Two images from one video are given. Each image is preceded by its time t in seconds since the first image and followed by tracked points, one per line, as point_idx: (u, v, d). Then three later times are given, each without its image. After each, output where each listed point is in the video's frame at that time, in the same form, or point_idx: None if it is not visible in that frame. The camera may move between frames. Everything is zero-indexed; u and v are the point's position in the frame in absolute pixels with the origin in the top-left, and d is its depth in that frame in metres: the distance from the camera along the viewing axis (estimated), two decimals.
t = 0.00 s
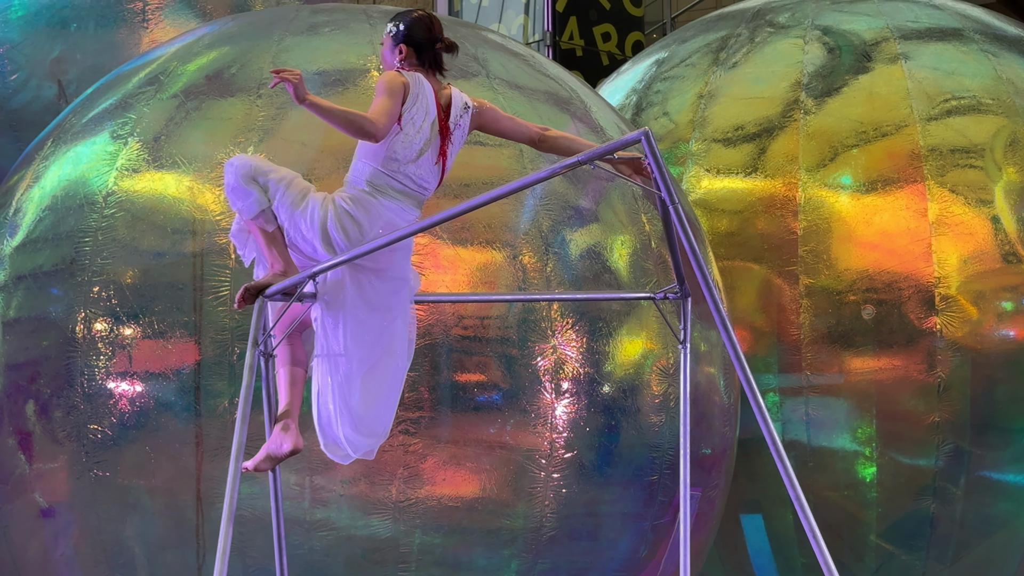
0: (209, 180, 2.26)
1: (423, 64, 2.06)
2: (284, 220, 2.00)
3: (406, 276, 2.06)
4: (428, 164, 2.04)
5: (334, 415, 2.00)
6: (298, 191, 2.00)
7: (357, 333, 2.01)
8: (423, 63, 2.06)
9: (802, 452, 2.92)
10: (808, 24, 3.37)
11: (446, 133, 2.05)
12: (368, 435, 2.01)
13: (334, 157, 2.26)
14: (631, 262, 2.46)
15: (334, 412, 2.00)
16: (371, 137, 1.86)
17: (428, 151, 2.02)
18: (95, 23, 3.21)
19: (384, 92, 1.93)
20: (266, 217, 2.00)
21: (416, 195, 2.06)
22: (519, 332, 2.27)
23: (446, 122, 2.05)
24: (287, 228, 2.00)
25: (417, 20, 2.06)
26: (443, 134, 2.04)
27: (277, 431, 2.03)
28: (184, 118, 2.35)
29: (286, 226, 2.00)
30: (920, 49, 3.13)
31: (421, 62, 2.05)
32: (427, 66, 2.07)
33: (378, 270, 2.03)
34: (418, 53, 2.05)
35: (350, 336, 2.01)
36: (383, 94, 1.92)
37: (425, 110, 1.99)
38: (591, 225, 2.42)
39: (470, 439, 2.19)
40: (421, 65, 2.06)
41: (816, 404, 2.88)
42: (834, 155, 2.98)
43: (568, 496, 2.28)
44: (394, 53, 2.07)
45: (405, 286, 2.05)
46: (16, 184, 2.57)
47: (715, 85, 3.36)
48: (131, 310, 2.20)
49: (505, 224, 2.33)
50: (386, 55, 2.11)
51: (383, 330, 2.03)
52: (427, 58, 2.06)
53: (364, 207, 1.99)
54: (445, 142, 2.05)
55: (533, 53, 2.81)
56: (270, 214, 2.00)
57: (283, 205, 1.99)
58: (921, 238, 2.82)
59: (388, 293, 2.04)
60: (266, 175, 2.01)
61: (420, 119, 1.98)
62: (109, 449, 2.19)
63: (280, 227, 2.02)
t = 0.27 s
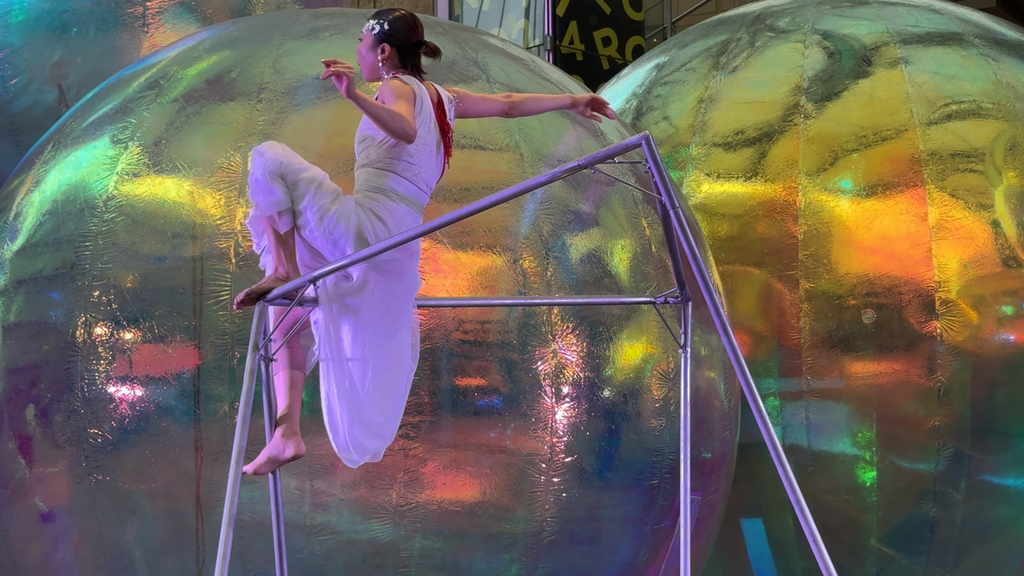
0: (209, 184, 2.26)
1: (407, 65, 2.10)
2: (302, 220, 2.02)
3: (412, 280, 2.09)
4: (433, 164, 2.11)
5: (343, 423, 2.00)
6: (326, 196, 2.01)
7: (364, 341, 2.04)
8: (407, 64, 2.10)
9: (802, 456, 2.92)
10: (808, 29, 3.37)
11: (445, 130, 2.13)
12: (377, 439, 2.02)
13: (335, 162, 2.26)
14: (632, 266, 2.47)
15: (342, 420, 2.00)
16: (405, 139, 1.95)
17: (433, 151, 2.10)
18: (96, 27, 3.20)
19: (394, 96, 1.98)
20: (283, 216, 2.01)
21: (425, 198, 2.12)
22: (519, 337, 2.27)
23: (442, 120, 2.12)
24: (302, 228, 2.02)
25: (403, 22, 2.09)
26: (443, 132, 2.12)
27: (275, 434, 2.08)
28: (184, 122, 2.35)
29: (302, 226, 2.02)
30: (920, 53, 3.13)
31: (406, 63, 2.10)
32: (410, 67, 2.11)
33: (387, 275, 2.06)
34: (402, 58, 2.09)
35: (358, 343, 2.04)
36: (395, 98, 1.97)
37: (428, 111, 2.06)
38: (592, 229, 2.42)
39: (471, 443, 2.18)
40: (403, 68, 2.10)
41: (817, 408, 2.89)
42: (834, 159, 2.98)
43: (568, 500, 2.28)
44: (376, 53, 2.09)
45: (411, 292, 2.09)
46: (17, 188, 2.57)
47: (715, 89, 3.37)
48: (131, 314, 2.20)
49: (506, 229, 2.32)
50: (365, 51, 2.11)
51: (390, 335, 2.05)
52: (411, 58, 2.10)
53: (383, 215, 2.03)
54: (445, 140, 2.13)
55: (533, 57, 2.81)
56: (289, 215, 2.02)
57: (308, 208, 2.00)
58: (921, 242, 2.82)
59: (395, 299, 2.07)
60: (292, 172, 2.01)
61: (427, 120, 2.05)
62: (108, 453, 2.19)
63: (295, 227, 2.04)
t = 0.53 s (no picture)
0: (209, 187, 2.26)
1: (396, 70, 2.18)
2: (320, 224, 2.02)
3: (418, 285, 2.11)
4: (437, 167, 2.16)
5: (344, 425, 2.00)
6: (349, 199, 2.00)
7: (368, 343, 2.05)
8: (397, 70, 2.19)
9: (801, 459, 2.92)
10: (808, 32, 3.37)
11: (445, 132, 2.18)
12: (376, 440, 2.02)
13: (335, 164, 2.26)
14: (632, 269, 2.47)
15: (343, 420, 2.00)
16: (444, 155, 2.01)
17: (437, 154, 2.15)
18: (96, 30, 3.21)
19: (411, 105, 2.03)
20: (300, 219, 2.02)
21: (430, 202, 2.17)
22: (519, 340, 2.27)
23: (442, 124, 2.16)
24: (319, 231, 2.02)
25: (399, 29, 2.18)
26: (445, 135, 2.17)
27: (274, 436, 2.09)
28: (184, 125, 2.36)
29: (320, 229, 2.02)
30: (920, 56, 3.14)
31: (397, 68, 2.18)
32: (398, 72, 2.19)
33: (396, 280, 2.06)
34: (394, 64, 2.18)
35: (362, 345, 2.06)
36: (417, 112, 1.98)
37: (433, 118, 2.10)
38: (592, 232, 2.42)
39: (471, 446, 2.18)
40: (393, 74, 2.19)
41: (817, 411, 2.89)
42: (834, 162, 2.98)
43: (569, 503, 2.28)
44: (370, 56, 2.16)
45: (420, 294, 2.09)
46: (17, 191, 2.57)
47: (715, 92, 3.37)
48: (131, 317, 2.20)
49: (506, 232, 2.32)
50: (358, 52, 2.18)
51: (394, 337, 2.07)
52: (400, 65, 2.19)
53: (399, 221, 2.05)
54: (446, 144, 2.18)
55: (533, 60, 2.81)
56: (303, 221, 2.03)
57: (324, 213, 2.00)
58: (921, 245, 2.82)
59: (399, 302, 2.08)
60: (312, 177, 2.01)
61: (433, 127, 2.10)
62: (108, 456, 2.18)
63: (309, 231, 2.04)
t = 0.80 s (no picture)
0: (210, 189, 2.27)
1: (394, 79, 2.22)
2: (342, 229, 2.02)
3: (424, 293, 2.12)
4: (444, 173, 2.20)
5: (346, 427, 2.00)
6: (375, 205, 2.00)
7: (370, 345, 2.06)
8: (395, 79, 2.22)
9: (801, 460, 2.92)
10: (807, 35, 3.37)
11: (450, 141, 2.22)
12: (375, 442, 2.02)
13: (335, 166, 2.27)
14: (631, 271, 2.47)
15: (344, 422, 2.01)
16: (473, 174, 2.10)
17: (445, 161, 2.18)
18: (97, 33, 3.22)
19: (425, 118, 2.11)
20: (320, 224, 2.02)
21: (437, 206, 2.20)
22: (519, 342, 2.27)
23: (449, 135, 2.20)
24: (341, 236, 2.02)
25: (400, 39, 2.23)
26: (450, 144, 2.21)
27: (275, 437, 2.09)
28: (185, 128, 2.36)
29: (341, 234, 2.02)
30: (919, 59, 3.14)
31: (396, 78, 2.22)
32: (395, 81, 2.22)
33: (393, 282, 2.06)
34: (392, 72, 2.22)
35: (366, 349, 2.06)
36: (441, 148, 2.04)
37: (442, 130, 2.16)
38: (592, 235, 2.42)
39: (471, 448, 2.19)
40: (392, 83, 2.22)
41: (816, 413, 2.89)
42: (833, 165, 2.99)
43: (569, 505, 2.29)
44: (370, 63, 2.22)
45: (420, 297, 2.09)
46: (19, 193, 2.58)
47: (714, 95, 3.37)
48: (132, 319, 2.20)
49: (506, 234, 2.33)
50: (358, 59, 2.23)
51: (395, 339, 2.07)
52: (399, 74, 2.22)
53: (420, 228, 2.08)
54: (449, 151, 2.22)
55: (533, 63, 2.81)
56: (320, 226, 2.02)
57: (345, 220, 2.01)
58: (920, 247, 2.82)
59: (401, 304, 2.09)
60: (335, 184, 2.00)
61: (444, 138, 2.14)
62: (109, 458, 2.19)
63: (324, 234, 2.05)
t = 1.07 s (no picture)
0: (220, 194, 2.35)
1: (408, 97, 2.32)
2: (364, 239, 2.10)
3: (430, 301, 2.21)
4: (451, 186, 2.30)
5: (352, 424, 2.08)
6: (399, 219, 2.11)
7: (376, 347, 2.15)
8: (409, 98, 2.32)
9: (791, 456, 3.00)
10: (796, 45, 3.46)
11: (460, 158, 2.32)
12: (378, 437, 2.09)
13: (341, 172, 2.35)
14: (627, 273, 2.55)
15: (350, 418, 2.09)
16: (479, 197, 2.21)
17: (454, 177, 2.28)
18: (111, 43, 3.33)
19: (443, 139, 2.21)
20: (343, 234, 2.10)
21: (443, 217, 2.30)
22: (519, 342, 2.35)
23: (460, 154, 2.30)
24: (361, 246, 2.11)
25: (410, 59, 2.33)
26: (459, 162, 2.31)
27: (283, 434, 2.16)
28: (196, 135, 2.45)
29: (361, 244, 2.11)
30: (905, 68, 3.23)
31: (409, 96, 2.32)
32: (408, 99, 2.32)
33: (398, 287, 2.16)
34: (404, 92, 2.31)
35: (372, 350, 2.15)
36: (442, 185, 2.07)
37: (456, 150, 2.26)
38: (588, 238, 2.50)
39: (472, 444, 2.27)
40: (405, 101, 2.32)
41: (805, 410, 2.97)
42: (822, 170, 3.07)
43: (566, 499, 2.37)
44: (384, 83, 2.31)
45: (422, 301, 2.19)
46: (35, 198, 2.66)
47: (707, 103, 3.45)
48: (145, 319, 2.29)
49: (506, 237, 2.41)
50: (372, 79, 2.32)
51: (396, 341, 2.16)
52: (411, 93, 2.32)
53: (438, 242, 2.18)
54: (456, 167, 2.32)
55: (532, 72, 2.89)
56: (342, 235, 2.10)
57: (368, 232, 2.10)
58: (906, 250, 2.91)
59: (409, 311, 2.18)
60: (360, 199, 2.08)
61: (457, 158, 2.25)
62: (123, 453, 2.27)
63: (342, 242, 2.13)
